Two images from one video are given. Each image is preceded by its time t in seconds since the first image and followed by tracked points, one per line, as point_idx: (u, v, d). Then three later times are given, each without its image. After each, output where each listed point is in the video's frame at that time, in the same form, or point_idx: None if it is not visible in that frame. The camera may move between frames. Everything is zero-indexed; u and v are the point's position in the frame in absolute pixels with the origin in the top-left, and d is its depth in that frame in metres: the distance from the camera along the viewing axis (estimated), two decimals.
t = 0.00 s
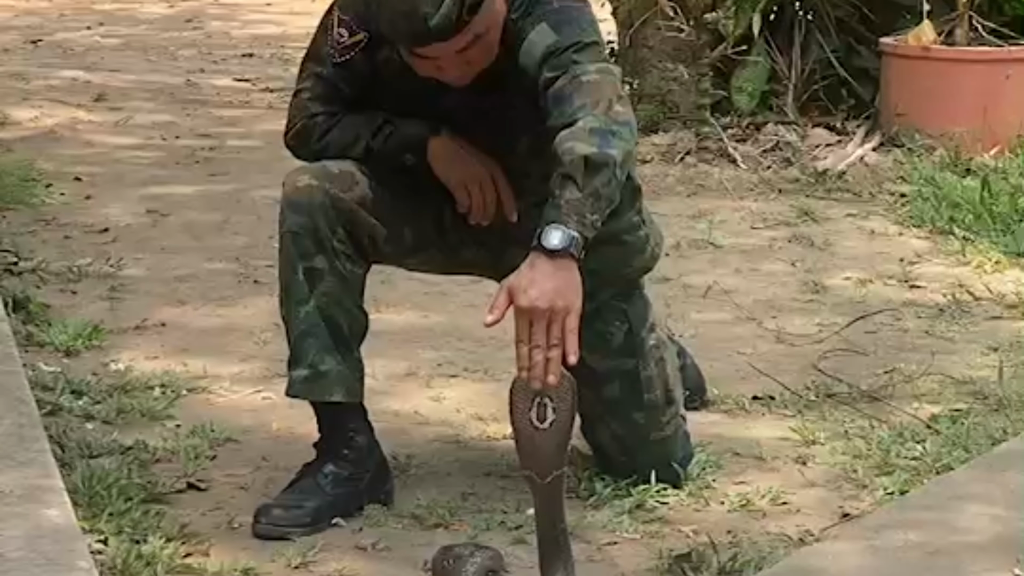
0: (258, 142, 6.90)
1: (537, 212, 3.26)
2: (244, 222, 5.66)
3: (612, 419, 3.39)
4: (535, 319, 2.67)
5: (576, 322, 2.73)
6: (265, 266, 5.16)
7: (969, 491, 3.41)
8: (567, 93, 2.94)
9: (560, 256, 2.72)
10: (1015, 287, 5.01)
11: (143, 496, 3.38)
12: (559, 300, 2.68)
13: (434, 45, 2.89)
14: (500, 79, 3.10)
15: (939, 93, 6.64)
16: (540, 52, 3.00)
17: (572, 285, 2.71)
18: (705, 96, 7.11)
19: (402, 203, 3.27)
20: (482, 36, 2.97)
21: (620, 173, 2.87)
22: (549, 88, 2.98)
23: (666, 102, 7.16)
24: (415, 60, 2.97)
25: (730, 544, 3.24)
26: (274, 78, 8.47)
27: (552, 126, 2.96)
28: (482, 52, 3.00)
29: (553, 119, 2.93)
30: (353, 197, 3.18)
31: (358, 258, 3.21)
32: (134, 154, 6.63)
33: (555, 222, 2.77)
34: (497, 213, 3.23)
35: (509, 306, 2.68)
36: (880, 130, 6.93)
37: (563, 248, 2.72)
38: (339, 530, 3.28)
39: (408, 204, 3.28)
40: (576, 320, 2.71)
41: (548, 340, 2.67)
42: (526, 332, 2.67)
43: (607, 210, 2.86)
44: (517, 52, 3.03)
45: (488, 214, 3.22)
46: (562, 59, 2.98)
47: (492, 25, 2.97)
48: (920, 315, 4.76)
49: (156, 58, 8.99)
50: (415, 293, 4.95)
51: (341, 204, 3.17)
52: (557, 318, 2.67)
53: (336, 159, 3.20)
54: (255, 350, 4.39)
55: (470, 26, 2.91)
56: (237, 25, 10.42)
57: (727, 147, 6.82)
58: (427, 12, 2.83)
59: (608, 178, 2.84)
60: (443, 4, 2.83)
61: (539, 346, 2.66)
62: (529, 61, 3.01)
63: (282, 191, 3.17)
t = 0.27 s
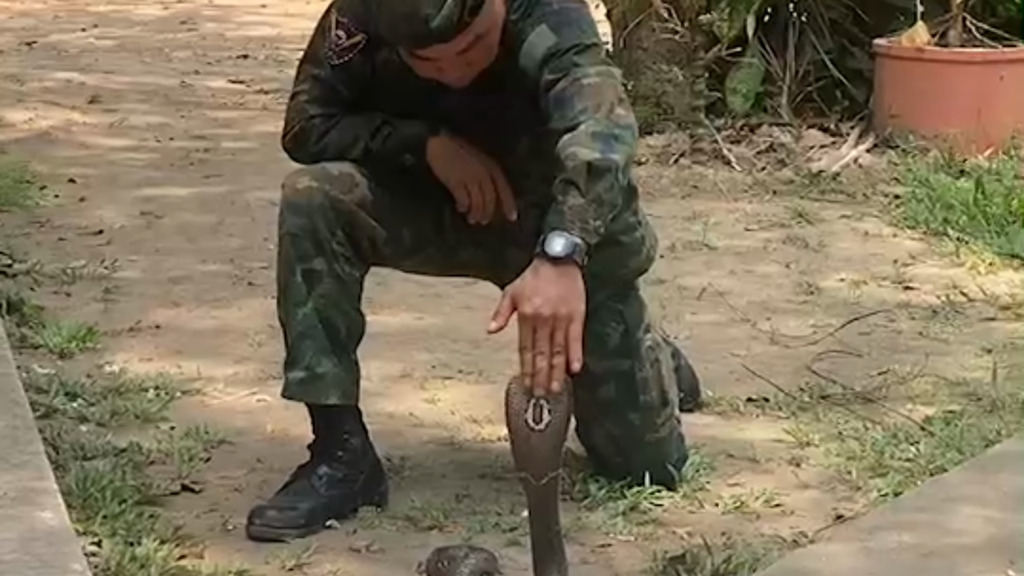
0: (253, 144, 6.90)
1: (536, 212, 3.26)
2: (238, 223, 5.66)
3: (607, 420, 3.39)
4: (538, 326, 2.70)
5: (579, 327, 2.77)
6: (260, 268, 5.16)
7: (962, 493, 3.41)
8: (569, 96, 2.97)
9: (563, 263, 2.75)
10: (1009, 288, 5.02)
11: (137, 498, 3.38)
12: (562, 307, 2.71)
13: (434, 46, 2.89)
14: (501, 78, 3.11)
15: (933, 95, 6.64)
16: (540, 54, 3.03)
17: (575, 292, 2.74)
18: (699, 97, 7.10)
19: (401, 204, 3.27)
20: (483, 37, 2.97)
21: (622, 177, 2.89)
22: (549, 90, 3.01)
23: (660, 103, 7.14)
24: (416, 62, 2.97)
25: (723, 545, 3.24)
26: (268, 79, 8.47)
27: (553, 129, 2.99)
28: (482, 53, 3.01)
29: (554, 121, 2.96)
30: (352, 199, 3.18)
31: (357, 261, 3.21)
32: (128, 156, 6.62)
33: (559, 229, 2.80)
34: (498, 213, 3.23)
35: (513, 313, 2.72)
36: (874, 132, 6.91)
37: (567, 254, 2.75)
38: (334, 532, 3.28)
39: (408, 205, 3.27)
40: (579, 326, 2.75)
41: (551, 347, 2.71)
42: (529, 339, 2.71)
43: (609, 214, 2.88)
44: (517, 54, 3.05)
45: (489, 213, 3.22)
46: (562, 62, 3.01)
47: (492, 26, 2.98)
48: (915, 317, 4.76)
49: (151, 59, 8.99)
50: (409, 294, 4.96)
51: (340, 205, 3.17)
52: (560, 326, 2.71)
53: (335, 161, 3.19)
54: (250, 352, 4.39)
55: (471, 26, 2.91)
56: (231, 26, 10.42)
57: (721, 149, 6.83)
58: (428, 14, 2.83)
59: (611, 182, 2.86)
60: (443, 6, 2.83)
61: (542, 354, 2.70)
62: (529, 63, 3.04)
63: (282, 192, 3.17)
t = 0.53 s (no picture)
0: (245, 147, 6.90)
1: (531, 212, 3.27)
2: (230, 227, 5.65)
3: (600, 423, 3.39)
4: (536, 328, 2.71)
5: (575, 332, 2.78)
6: (252, 271, 5.16)
7: (954, 496, 3.41)
8: (568, 98, 2.99)
9: (564, 267, 2.77)
10: (1001, 291, 5.02)
11: (129, 501, 3.38)
12: (559, 311, 2.73)
13: (433, 50, 2.90)
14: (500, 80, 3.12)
15: (924, 97, 6.66)
16: (539, 57, 3.04)
17: (573, 296, 2.76)
18: (691, 99, 7.09)
19: (396, 207, 3.27)
20: (482, 40, 2.98)
21: (622, 180, 2.92)
22: (549, 92, 3.03)
23: (652, 105, 7.10)
24: (414, 66, 2.97)
25: (715, 549, 3.24)
26: (261, 82, 8.47)
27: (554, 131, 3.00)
28: (481, 56, 3.01)
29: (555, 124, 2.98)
30: (347, 202, 3.18)
31: (351, 263, 3.21)
32: (120, 159, 6.62)
33: (559, 231, 2.83)
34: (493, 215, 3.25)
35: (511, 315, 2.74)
36: (865, 136, 6.91)
37: (566, 259, 2.78)
38: (325, 535, 3.28)
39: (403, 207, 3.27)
40: (576, 331, 2.76)
41: (547, 350, 2.72)
42: (526, 341, 2.71)
43: (608, 217, 2.91)
44: (515, 56, 3.07)
45: (484, 214, 3.23)
46: (562, 63, 3.03)
47: (491, 28, 2.98)
48: (906, 319, 4.77)
49: (143, 62, 8.99)
50: (401, 298, 4.96)
51: (336, 208, 3.17)
52: (557, 329, 2.72)
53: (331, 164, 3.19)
54: (242, 355, 4.39)
55: (470, 29, 2.92)
56: (224, 29, 10.42)
57: (714, 152, 6.83)
58: (428, 18, 2.83)
59: (610, 185, 2.89)
60: (443, 9, 2.84)
61: (539, 356, 2.70)
62: (528, 66, 3.06)
63: (276, 196, 3.17)
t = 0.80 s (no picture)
0: (238, 151, 6.90)
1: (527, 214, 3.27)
2: (222, 231, 5.65)
3: (593, 425, 3.40)
4: (526, 329, 2.73)
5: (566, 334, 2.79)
6: (244, 275, 5.16)
7: (947, 499, 3.42)
8: (565, 99, 2.99)
9: (556, 268, 2.77)
10: (994, 294, 5.03)
11: (122, 506, 3.38)
12: (550, 312, 2.74)
13: (429, 51, 2.89)
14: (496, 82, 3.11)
15: (917, 101, 6.67)
16: (537, 59, 3.05)
17: (565, 298, 2.76)
18: (684, 103, 7.10)
19: (391, 210, 3.26)
20: (476, 41, 2.97)
21: (619, 181, 2.93)
22: (548, 92, 3.03)
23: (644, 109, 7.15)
24: (410, 67, 2.97)
25: (708, 552, 3.23)
26: (254, 87, 8.47)
27: (551, 131, 3.01)
28: (476, 57, 3.01)
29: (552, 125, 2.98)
30: (343, 205, 3.18)
31: (346, 267, 3.21)
32: (113, 163, 6.62)
33: (551, 233, 2.83)
34: (487, 216, 3.25)
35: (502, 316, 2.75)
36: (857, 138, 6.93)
37: (558, 260, 2.78)
38: (318, 539, 3.27)
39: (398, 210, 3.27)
40: (567, 332, 2.77)
41: (537, 352, 2.73)
42: (516, 342, 2.73)
43: (602, 218, 2.92)
44: (512, 57, 3.07)
45: (479, 216, 3.24)
46: (559, 65, 3.04)
47: (485, 30, 2.98)
48: (899, 323, 4.77)
49: (136, 67, 8.99)
50: (394, 302, 4.95)
51: (332, 212, 3.17)
52: (547, 330, 2.74)
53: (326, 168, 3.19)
54: (235, 359, 4.39)
55: (465, 30, 2.91)
56: (218, 33, 10.42)
57: (706, 156, 6.83)
58: (423, 19, 2.83)
59: (605, 187, 2.90)
60: (439, 10, 2.84)
61: (529, 356, 2.72)
62: (526, 67, 3.07)
63: (272, 199, 3.17)
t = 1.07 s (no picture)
0: (230, 155, 6.89)
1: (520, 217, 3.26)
2: (213, 235, 5.65)
3: (585, 428, 3.40)
4: (513, 329, 2.77)
5: (553, 332, 2.83)
6: (236, 279, 5.15)
7: (939, 502, 3.42)
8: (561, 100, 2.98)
9: (545, 270, 2.79)
10: (985, 298, 5.03)
11: (113, 510, 3.37)
12: (537, 313, 2.77)
13: (425, 50, 2.89)
14: (487, 84, 3.11)
15: (908, 103, 6.68)
16: (533, 59, 3.03)
17: (553, 299, 2.79)
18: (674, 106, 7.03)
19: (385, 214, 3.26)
20: (472, 42, 2.96)
21: (613, 183, 2.92)
22: (544, 93, 3.02)
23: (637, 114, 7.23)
24: (404, 67, 2.96)
25: (701, 555, 3.23)
26: (245, 91, 8.46)
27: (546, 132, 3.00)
28: (471, 58, 3.00)
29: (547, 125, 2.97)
30: (337, 209, 3.19)
31: (340, 272, 3.21)
32: (104, 167, 6.61)
33: (541, 233, 2.84)
34: (482, 217, 3.23)
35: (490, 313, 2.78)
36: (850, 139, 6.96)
37: (547, 261, 2.80)
38: (309, 543, 3.27)
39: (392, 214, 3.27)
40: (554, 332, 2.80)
41: (523, 351, 2.77)
42: (503, 341, 2.77)
43: (596, 220, 2.92)
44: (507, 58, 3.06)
45: (473, 218, 3.22)
46: (555, 66, 3.02)
47: (481, 32, 2.97)
48: (890, 326, 4.77)
49: (127, 71, 8.98)
50: (385, 305, 4.95)
51: (325, 215, 3.18)
52: (534, 332, 2.77)
53: (320, 171, 3.20)
54: (227, 363, 4.38)
55: (460, 30, 2.91)
56: (209, 37, 10.42)
57: (697, 159, 6.83)
58: (420, 19, 2.83)
59: (598, 189, 2.90)
60: (435, 10, 2.84)
61: (515, 357, 2.76)
62: (520, 68, 3.05)
63: (265, 203, 3.18)
